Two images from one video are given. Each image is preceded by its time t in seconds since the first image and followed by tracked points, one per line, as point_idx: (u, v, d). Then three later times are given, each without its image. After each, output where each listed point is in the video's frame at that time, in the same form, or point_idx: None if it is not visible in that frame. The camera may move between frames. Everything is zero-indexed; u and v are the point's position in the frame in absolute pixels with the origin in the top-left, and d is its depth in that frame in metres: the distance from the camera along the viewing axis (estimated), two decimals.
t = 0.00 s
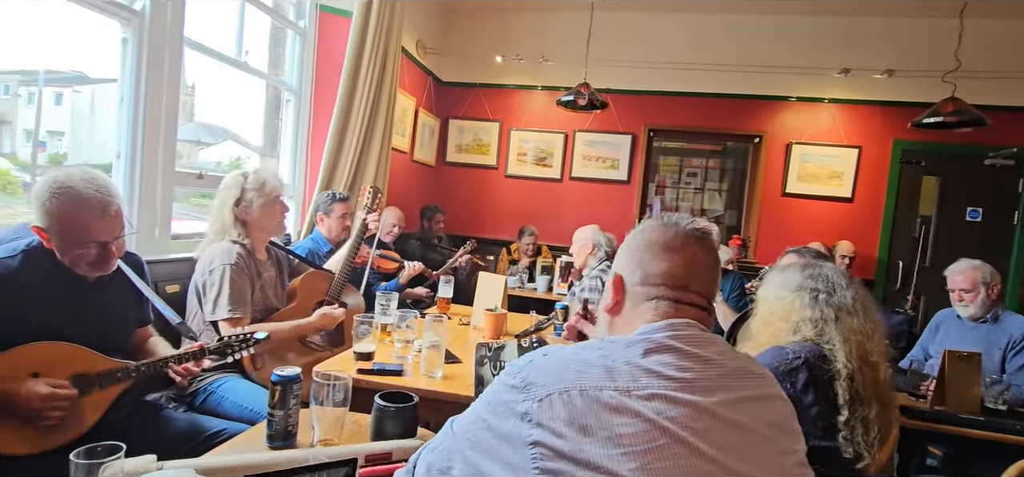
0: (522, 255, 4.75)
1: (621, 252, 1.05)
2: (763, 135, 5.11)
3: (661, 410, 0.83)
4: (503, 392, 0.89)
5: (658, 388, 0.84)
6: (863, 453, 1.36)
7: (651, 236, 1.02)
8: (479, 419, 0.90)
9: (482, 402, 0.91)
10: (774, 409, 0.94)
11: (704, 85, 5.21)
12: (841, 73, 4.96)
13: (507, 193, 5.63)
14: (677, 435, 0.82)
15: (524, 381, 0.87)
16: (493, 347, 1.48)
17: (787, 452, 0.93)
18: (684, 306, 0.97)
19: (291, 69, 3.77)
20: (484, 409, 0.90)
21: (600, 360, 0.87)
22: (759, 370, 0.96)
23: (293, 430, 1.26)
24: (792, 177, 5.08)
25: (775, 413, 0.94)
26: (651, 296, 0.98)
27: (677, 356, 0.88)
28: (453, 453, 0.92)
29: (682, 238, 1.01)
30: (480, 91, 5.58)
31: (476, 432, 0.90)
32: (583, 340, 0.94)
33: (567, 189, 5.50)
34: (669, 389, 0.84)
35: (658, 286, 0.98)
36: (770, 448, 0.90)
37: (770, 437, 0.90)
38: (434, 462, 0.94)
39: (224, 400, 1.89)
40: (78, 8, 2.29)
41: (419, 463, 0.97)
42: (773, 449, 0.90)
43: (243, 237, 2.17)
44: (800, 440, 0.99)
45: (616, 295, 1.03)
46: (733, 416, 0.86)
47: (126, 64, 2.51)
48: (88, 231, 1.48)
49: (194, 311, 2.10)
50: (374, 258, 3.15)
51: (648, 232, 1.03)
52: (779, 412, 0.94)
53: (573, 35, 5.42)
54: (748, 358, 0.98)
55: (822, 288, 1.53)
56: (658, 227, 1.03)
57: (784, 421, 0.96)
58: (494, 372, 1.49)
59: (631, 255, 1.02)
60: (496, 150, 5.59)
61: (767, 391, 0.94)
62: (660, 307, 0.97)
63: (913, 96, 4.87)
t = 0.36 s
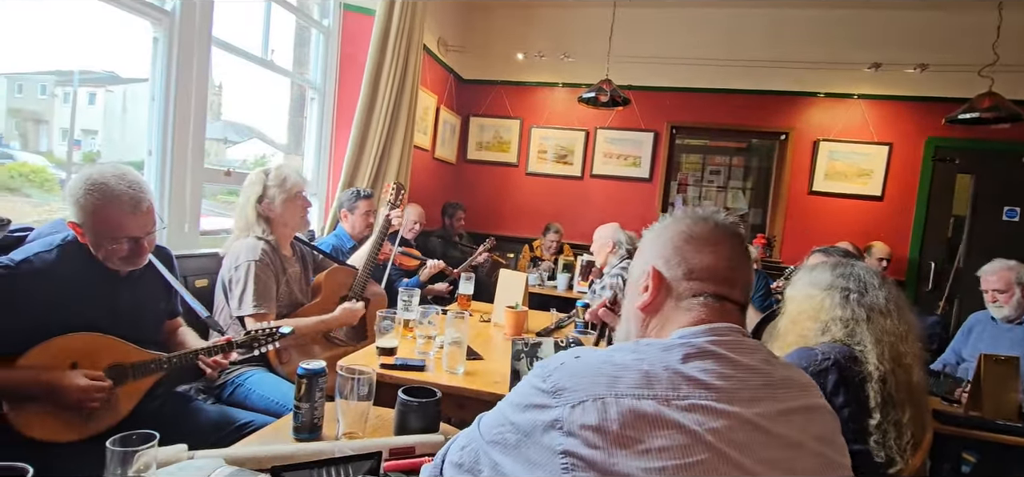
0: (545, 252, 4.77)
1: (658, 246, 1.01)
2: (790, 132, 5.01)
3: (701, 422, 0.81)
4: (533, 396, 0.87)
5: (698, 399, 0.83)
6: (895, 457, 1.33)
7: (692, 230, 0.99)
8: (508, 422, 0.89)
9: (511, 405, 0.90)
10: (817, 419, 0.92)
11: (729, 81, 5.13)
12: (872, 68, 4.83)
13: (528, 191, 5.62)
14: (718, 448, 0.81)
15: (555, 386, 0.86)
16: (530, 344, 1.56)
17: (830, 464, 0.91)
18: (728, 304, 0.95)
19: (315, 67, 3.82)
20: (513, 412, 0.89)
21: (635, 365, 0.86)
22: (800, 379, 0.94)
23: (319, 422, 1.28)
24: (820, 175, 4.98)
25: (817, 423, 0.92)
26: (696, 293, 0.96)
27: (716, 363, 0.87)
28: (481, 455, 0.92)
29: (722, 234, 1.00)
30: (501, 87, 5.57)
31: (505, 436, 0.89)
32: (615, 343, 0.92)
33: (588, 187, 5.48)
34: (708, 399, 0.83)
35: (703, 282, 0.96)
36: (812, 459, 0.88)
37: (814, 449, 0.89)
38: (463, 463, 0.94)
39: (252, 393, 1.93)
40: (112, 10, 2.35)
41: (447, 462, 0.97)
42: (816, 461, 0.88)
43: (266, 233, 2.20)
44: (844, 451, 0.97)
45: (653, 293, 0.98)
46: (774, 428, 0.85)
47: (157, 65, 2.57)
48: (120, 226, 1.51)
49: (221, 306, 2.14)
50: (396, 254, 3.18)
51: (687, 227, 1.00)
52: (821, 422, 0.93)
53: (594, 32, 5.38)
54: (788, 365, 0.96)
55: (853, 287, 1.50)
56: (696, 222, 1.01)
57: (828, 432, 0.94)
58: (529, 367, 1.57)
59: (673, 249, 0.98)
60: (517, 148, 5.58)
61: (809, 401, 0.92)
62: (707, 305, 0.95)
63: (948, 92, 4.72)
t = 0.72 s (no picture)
0: (561, 251, 4.72)
1: (678, 246, 1.00)
2: (812, 129, 4.92)
3: (716, 414, 0.81)
4: (549, 388, 0.87)
5: (714, 391, 0.82)
6: (923, 460, 1.30)
7: (714, 230, 0.99)
8: (525, 413, 0.89)
9: (528, 396, 0.90)
10: (838, 415, 0.91)
11: (749, 79, 5.06)
12: (897, 64, 4.73)
13: (545, 190, 5.62)
14: (734, 441, 0.80)
15: (572, 376, 0.85)
16: (553, 341, 1.58)
17: (854, 462, 0.90)
18: (750, 303, 0.95)
19: (334, 67, 3.86)
20: (530, 404, 0.89)
21: (651, 357, 0.85)
22: (821, 374, 0.93)
23: (339, 416, 1.30)
24: (842, 174, 4.89)
25: (839, 418, 0.91)
26: (718, 292, 0.95)
27: (734, 357, 0.86)
28: (498, 448, 0.92)
29: (743, 235, 1.00)
30: (519, 87, 5.57)
31: (522, 427, 0.89)
32: (632, 335, 0.92)
33: (605, 186, 5.45)
34: (724, 392, 0.82)
35: (726, 282, 0.95)
36: (834, 456, 0.87)
37: (836, 446, 0.88)
38: (480, 457, 0.94)
39: (271, 388, 1.97)
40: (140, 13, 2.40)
41: (464, 457, 0.97)
42: (837, 458, 0.87)
43: (287, 231, 2.23)
44: (868, 449, 0.96)
45: (673, 292, 0.98)
46: (793, 423, 0.84)
47: (182, 67, 2.62)
48: (150, 223, 1.56)
49: (243, 301, 2.19)
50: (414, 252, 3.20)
51: (707, 227, 1.00)
52: (842, 419, 0.92)
53: (612, 29, 5.34)
54: (808, 361, 0.96)
55: (876, 286, 1.47)
56: (716, 223, 1.01)
57: (850, 430, 0.94)
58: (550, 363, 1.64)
59: (695, 249, 0.98)
60: (534, 147, 5.58)
61: (830, 397, 0.92)
62: (726, 303, 0.94)
63: (977, 88, 4.60)
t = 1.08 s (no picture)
0: (575, 254, 4.70)
1: (702, 245, 0.98)
2: (836, 128, 4.83)
3: (744, 408, 0.79)
4: (575, 381, 0.87)
5: (741, 385, 0.81)
6: (955, 466, 1.26)
7: (739, 229, 0.98)
8: (550, 406, 0.89)
9: (553, 390, 0.90)
10: (864, 414, 0.90)
11: (770, 78, 4.98)
12: (926, 61, 4.61)
13: (563, 191, 5.60)
14: (761, 435, 0.79)
15: (598, 370, 0.85)
16: (576, 341, 1.66)
17: (882, 461, 0.89)
18: (775, 303, 0.94)
19: (354, 70, 3.91)
20: (555, 398, 0.89)
21: (678, 352, 0.84)
22: (846, 372, 0.92)
23: (360, 413, 1.31)
24: (868, 174, 4.79)
25: (866, 417, 0.90)
26: (744, 292, 0.94)
27: (761, 353, 0.85)
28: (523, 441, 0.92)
29: (766, 234, 0.99)
30: (537, 88, 5.57)
31: (547, 420, 0.88)
32: (658, 332, 0.91)
33: (623, 186, 5.42)
34: (752, 386, 0.81)
35: (752, 282, 0.94)
36: (861, 454, 0.86)
37: (863, 444, 0.86)
38: (504, 450, 0.93)
39: (293, 385, 2.00)
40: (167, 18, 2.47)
41: (487, 451, 0.96)
42: (865, 456, 0.86)
43: (311, 230, 2.27)
44: (895, 449, 0.94)
45: (698, 291, 0.97)
46: (821, 419, 0.83)
47: (207, 71, 2.68)
48: (182, 224, 1.60)
49: (267, 299, 2.22)
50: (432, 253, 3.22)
51: (731, 226, 0.99)
52: (869, 418, 0.90)
53: (630, 29, 5.31)
54: (834, 358, 0.94)
55: (903, 288, 1.43)
56: (740, 222, 0.99)
57: (878, 428, 0.92)
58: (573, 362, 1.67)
59: (720, 249, 0.97)
60: (552, 148, 5.57)
61: (856, 396, 0.90)
62: (755, 301, 0.93)
63: (1010, 85, 4.46)
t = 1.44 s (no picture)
0: (587, 254, 4.67)
1: (724, 244, 0.98)
2: (852, 128, 4.76)
3: (764, 404, 0.79)
4: (593, 376, 0.87)
5: (761, 381, 0.80)
6: (979, 470, 1.24)
7: (761, 229, 0.97)
8: (567, 402, 0.89)
9: (571, 385, 0.90)
10: (885, 414, 0.89)
11: (786, 76, 4.93)
12: (945, 59, 4.53)
13: (575, 191, 5.59)
14: (782, 431, 0.78)
15: (616, 365, 0.85)
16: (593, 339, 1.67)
17: (903, 460, 0.88)
18: (796, 302, 0.93)
19: (368, 72, 3.95)
20: (573, 393, 0.89)
21: (697, 349, 0.84)
22: (866, 371, 0.91)
23: (374, 413, 1.32)
24: (885, 174, 4.71)
25: (886, 416, 0.88)
26: (766, 289, 0.93)
27: (781, 350, 0.84)
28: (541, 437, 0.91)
29: (788, 236, 0.98)
30: (548, 89, 5.57)
31: (565, 415, 0.88)
32: (677, 329, 0.91)
33: (636, 187, 5.39)
34: (772, 383, 0.80)
35: (774, 280, 0.93)
36: (882, 454, 0.85)
37: (883, 443, 0.85)
38: (522, 446, 0.93)
39: (308, 385, 2.01)
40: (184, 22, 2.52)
41: (504, 448, 0.95)
42: (886, 456, 0.85)
43: (320, 233, 2.29)
44: (916, 449, 0.93)
45: (719, 288, 0.96)
46: (841, 417, 0.82)
47: (223, 74, 2.72)
48: (202, 226, 1.60)
49: (281, 300, 2.24)
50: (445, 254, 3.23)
51: (753, 227, 0.98)
52: (890, 417, 0.89)
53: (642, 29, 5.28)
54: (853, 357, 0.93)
55: (921, 288, 1.41)
56: (762, 223, 0.99)
57: (898, 427, 0.91)
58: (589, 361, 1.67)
59: (743, 247, 0.96)
60: (564, 148, 5.56)
61: (876, 394, 0.89)
62: (776, 299, 0.92)
63: None
